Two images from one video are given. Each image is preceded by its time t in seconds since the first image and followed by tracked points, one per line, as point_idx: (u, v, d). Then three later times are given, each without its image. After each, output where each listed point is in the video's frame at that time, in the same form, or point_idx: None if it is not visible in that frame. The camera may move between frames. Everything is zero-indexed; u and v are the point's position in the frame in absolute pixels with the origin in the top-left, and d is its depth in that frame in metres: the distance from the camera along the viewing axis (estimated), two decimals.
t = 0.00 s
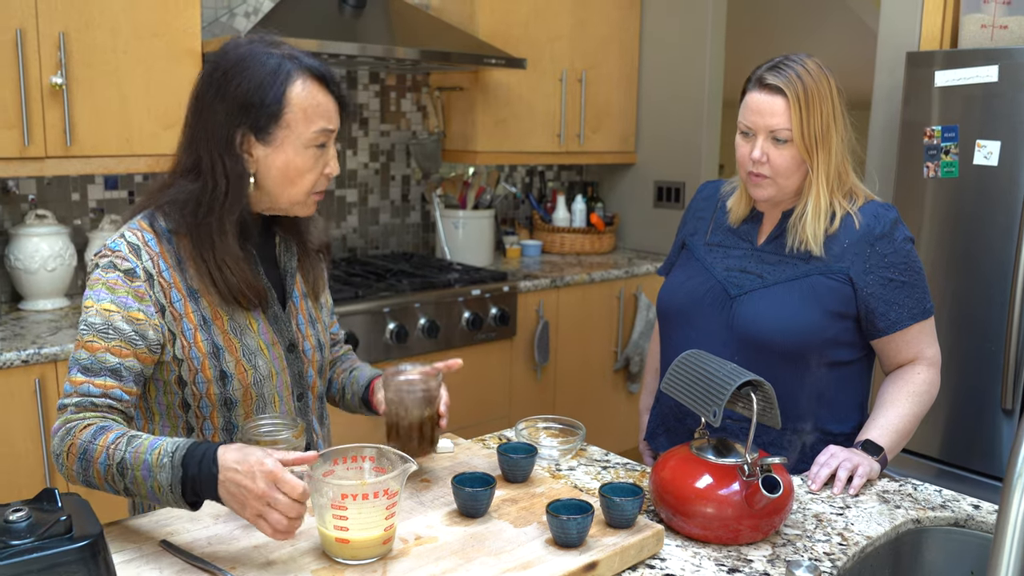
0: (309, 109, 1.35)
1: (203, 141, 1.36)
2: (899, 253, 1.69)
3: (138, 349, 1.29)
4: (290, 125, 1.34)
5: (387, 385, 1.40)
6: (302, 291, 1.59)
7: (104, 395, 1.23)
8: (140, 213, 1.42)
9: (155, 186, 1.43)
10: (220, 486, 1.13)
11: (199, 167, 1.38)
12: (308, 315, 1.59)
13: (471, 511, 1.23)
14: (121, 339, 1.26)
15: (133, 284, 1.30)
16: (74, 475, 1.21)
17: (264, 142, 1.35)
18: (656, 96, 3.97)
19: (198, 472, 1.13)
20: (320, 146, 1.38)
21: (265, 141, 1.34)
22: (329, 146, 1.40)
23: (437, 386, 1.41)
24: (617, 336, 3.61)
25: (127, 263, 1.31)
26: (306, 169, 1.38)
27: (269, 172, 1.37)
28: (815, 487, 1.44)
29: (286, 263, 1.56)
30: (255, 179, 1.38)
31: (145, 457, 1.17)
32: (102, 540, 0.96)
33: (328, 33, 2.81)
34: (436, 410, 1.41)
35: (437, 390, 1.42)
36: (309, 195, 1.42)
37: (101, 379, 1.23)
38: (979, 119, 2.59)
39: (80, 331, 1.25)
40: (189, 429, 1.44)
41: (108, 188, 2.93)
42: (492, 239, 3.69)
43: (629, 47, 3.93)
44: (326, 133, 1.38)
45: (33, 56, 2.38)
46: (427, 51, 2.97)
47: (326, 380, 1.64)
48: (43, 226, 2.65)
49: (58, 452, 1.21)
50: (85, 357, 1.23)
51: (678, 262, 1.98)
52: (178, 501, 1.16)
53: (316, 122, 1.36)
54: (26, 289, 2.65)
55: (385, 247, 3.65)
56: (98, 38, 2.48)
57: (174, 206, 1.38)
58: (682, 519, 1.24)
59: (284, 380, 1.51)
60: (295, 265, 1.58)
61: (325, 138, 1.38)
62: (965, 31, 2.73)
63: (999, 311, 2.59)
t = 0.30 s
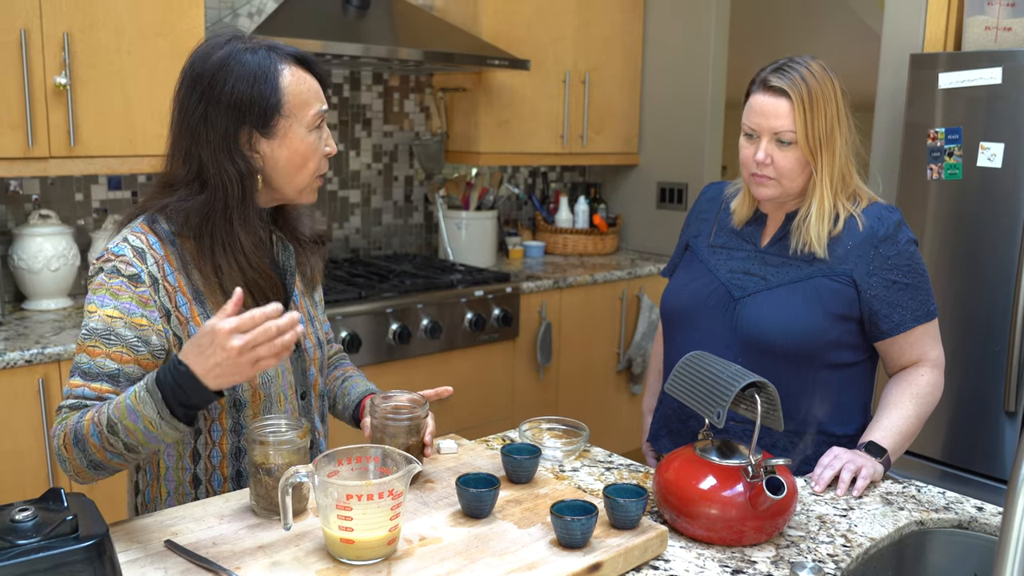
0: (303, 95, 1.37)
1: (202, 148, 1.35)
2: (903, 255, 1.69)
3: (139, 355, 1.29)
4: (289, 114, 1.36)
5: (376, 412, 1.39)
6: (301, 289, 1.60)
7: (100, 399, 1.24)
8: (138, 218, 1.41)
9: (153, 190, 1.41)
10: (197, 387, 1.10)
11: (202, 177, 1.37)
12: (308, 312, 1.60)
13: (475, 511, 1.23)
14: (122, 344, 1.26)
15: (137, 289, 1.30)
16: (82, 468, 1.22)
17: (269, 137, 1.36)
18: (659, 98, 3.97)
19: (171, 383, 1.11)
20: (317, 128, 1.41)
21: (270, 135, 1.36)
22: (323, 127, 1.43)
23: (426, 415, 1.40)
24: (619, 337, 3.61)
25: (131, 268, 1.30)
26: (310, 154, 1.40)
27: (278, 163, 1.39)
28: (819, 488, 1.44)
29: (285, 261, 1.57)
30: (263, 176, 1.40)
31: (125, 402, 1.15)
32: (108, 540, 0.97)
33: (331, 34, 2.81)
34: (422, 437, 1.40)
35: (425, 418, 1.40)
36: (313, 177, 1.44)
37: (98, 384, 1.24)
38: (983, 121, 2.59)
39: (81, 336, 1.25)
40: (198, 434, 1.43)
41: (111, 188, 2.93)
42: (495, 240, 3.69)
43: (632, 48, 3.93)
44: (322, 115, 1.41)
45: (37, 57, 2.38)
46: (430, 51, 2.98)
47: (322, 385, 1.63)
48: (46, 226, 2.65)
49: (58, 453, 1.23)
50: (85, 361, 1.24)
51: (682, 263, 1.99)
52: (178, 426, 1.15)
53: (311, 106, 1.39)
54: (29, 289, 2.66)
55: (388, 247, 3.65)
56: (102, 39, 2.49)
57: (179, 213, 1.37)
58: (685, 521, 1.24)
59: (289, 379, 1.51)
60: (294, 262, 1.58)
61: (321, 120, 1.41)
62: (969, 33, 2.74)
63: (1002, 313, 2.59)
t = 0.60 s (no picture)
0: (317, 99, 1.38)
1: (215, 150, 1.36)
2: (909, 258, 1.69)
3: (152, 358, 1.29)
4: (302, 118, 1.37)
5: (380, 414, 1.39)
6: (307, 292, 1.61)
7: (115, 404, 1.24)
8: (150, 218, 1.40)
9: (163, 191, 1.42)
10: (224, 482, 1.12)
11: (213, 180, 1.38)
12: (315, 315, 1.61)
13: (481, 512, 1.23)
14: (136, 347, 1.26)
15: (150, 292, 1.30)
16: (86, 482, 1.22)
17: (281, 141, 1.37)
18: (664, 99, 3.97)
19: (203, 472, 1.13)
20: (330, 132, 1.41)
21: (283, 141, 1.37)
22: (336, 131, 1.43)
23: (429, 419, 1.39)
24: (624, 338, 3.61)
25: (144, 270, 1.31)
26: (323, 158, 1.41)
27: (292, 168, 1.39)
28: (824, 490, 1.44)
29: (292, 264, 1.58)
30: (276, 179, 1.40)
31: (151, 456, 1.17)
32: (116, 539, 0.97)
33: (337, 35, 2.82)
34: (427, 441, 1.41)
35: (429, 422, 1.40)
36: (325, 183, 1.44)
37: (113, 388, 1.24)
38: (989, 123, 2.59)
39: (94, 338, 1.25)
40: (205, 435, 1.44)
41: (117, 188, 2.94)
42: (500, 241, 3.69)
43: (637, 50, 3.94)
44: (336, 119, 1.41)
45: (44, 57, 2.39)
46: (435, 52, 2.98)
47: (329, 387, 1.64)
48: (52, 226, 2.66)
49: (70, 458, 1.22)
50: (99, 364, 1.24)
51: (688, 265, 1.99)
52: (194, 503, 1.16)
53: (325, 111, 1.39)
54: (35, 289, 2.67)
55: (393, 248, 3.66)
56: (108, 39, 2.49)
57: (190, 215, 1.37)
58: (691, 522, 1.24)
59: (297, 382, 1.52)
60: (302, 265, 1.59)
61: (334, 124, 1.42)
62: (975, 35, 2.74)
63: (1008, 315, 2.58)
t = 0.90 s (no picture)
0: (332, 108, 1.37)
1: (228, 145, 1.38)
2: (909, 259, 1.70)
3: (163, 354, 1.29)
4: (312, 125, 1.37)
5: (382, 414, 1.39)
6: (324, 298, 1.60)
7: (126, 396, 1.23)
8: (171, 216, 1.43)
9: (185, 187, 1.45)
10: (252, 497, 1.14)
11: (224, 170, 1.40)
12: (330, 321, 1.60)
13: (483, 513, 1.24)
14: (148, 342, 1.26)
15: (166, 288, 1.31)
16: (91, 475, 1.21)
17: (290, 143, 1.37)
18: (666, 101, 3.98)
19: (227, 479, 1.14)
20: (345, 145, 1.40)
21: (288, 142, 1.37)
22: (354, 145, 1.42)
23: (431, 421, 1.40)
24: (625, 340, 3.62)
25: (161, 266, 1.32)
26: (332, 168, 1.40)
27: (297, 173, 1.39)
28: (826, 491, 1.44)
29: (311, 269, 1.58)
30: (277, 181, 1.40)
31: (171, 459, 1.18)
32: (119, 540, 0.98)
33: (339, 36, 2.83)
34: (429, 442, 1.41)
35: (430, 424, 1.41)
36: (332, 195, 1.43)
37: (124, 381, 1.24)
38: (990, 126, 2.59)
39: (106, 330, 1.25)
40: (213, 436, 1.45)
41: (119, 189, 2.95)
42: (501, 243, 3.69)
43: (639, 51, 3.94)
44: (351, 133, 1.40)
45: (46, 58, 2.40)
46: (437, 54, 2.99)
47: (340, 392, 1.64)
48: (54, 227, 2.67)
49: (75, 449, 1.22)
50: (110, 356, 1.24)
51: (689, 268, 1.99)
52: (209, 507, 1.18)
53: (341, 121, 1.39)
54: (37, 289, 2.67)
55: (394, 250, 3.66)
56: (110, 40, 2.50)
57: (205, 211, 1.40)
58: (693, 524, 1.25)
59: (308, 387, 1.52)
60: (320, 272, 1.59)
61: (349, 137, 1.41)
62: (977, 38, 2.74)
63: (1009, 317, 2.59)
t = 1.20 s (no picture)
0: (362, 115, 1.38)
1: (267, 145, 1.44)
2: (911, 260, 1.70)
3: (195, 339, 1.29)
4: (339, 130, 1.38)
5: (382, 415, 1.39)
6: (356, 308, 1.57)
7: (157, 377, 1.21)
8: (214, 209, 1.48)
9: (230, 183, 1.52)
10: (284, 487, 1.10)
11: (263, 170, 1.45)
12: (358, 330, 1.58)
13: (483, 514, 1.24)
14: (181, 325, 1.27)
15: (202, 275, 1.33)
16: (117, 457, 1.16)
17: (317, 147, 1.40)
18: (667, 102, 3.98)
19: (263, 472, 1.10)
20: (373, 155, 1.40)
21: (315, 145, 1.39)
22: (385, 157, 1.41)
23: (431, 422, 1.40)
24: (626, 341, 3.62)
25: (199, 254, 1.35)
26: (355, 176, 1.40)
27: (323, 178, 1.41)
28: (826, 493, 1.44)
29: (344, 277, 1.56)
30: (306, 186, 1.44)
31: (204, 448, 1.13)
32: (120, 541, 0.98)
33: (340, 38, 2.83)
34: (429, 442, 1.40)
35: (430, 425, 1.40)
36: (359, 205, 1.43)
37: (156, 361, 1.22)
38: (990, 127, 2.59)
39: (141, 312, 1.25)
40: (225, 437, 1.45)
41: (121, 191, 2.95)
42: (502, 244, 3.70)
43: (640, 53, 3.94)
44: (378, 142, 1.39)
45: (48, 60, 2.40)
46: (438, 56, 2.99)
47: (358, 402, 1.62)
48: (55, 229, 2.67)
49: (103, 427, 1.17)
50: (143, 337, 1.23)
51: (690, 268, 1.99)
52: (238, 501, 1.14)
53: (368, 130, 1.38)
54: (39, 291, 2.68)
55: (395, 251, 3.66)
56: (112, 42, 2.50)
57: (245, 206, 1.44)
58: (693, 525, 1.25)
59: (324, 397, 1.53)
60: (354, 281, 1.56)
61: (377, 147, 1.39)
62: (976, 39, 2.74)
63: (1009, 318, 2.59)
